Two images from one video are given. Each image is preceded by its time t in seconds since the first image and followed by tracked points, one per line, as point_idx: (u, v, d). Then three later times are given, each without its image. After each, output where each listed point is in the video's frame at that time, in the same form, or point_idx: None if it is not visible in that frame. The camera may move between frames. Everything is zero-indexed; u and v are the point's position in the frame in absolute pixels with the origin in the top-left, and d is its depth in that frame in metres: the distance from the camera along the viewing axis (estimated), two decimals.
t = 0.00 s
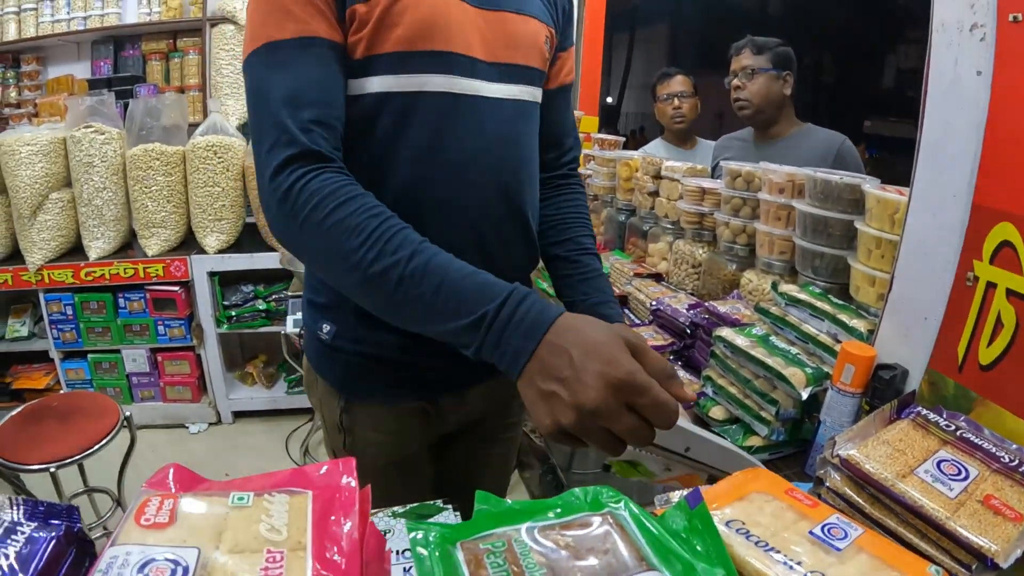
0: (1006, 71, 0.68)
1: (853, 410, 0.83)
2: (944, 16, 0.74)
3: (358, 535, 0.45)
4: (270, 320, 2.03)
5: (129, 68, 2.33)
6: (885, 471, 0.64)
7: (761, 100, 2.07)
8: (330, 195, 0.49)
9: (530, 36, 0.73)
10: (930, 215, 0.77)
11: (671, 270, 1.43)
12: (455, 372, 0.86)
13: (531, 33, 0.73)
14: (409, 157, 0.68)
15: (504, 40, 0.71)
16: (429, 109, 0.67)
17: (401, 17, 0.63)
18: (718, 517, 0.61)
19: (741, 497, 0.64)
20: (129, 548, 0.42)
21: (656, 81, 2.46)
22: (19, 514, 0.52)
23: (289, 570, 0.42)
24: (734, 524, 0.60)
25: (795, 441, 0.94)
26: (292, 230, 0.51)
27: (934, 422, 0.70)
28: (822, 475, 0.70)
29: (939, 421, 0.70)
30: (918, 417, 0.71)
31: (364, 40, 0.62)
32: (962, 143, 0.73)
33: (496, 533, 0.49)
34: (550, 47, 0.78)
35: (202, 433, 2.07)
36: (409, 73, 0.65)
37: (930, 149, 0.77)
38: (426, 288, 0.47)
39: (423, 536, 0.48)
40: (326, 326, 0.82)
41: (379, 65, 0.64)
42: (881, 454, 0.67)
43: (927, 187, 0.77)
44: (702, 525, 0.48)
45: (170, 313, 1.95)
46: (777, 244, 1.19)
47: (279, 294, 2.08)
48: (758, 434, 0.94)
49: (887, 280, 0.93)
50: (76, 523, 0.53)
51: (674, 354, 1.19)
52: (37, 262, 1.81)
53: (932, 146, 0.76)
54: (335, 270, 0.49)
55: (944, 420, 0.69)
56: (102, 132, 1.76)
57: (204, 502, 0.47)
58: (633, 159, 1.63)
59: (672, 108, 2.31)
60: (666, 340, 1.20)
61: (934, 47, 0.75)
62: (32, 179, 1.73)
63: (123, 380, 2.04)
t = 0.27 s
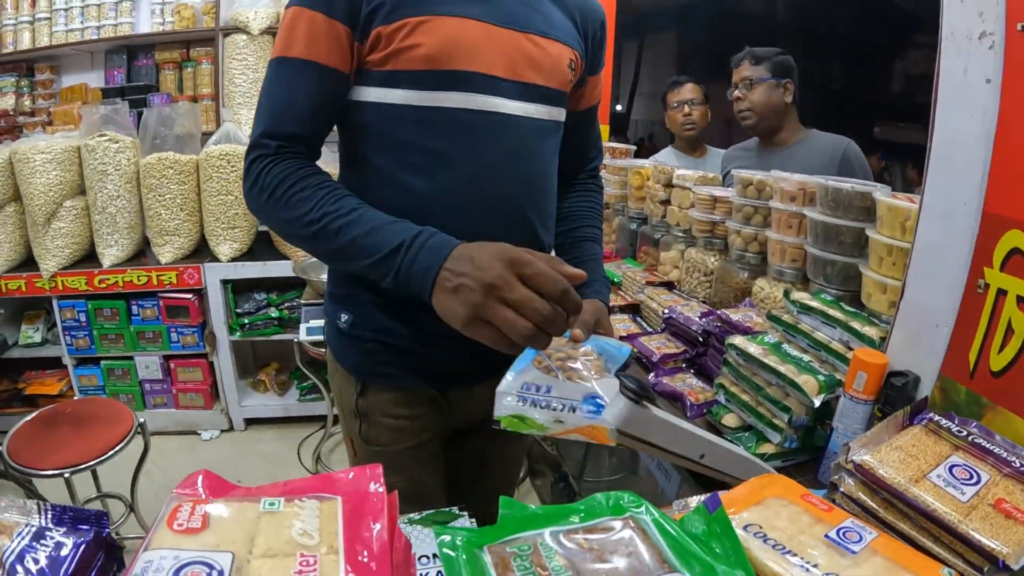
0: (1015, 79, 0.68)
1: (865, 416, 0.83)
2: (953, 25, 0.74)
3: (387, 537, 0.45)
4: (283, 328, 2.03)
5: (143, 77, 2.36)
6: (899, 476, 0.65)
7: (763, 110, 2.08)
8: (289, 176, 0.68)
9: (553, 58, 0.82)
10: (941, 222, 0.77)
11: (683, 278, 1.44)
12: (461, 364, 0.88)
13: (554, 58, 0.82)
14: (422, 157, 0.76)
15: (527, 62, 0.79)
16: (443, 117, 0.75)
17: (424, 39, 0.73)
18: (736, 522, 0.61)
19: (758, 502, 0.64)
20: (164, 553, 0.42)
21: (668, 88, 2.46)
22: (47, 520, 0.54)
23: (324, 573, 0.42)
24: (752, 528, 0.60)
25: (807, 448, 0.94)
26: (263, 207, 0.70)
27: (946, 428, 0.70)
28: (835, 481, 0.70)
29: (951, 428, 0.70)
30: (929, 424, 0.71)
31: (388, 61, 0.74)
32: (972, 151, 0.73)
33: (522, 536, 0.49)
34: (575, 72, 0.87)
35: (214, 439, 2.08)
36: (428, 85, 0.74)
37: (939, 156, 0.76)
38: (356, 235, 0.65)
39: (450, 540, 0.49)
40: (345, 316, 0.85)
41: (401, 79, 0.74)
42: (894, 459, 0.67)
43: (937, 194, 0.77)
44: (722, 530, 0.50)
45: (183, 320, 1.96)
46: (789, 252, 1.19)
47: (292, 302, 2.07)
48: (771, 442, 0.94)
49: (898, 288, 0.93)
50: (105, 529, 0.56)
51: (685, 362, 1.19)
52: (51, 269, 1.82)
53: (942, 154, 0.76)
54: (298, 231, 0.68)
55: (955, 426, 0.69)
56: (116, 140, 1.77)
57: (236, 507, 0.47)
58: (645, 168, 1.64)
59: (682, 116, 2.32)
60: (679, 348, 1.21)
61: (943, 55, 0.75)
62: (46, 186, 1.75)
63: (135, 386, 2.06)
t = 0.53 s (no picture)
0: None
1: (893, 426, 0.82)
2: (977, 36, 0.73)
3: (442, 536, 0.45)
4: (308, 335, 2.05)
5: (169, 87, 2.39)
6: (931, 482, 0.64)
7: (776, 123, 2.05)
8: (298, 181, 0.83)
9: (567, 75, 0.82)
10: (969, 232, 0.76)
11: (709, 288, 1.43)
12: (467, 358, 0.89)
13: (571, 73, 0.82)
14: (424, 164, 0.80)
15: (541, 76, 0.80)
16: (446, 127, 0.78)
17: (435, 51, 0.76)
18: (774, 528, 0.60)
19: (794, 508, 0.64)
20: (224, 556, 0.42)
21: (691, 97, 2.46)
22: (95, 524, 0.59)
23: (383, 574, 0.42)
24: (790, 532, 0.60)
25: (834, 457, 0.93)
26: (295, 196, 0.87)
27: (975, 434, 0.70)
28: (868, 488, 0.69)
29: (980, 434, 0.70)
30: (959, 431, 0.71)
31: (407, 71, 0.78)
32: (1000, 161, 0.72)
33: (571, 539, 0.52)
34: (593, 90, 0.86)
35: (238, 445, 2.10)
36: (436, 94, 0.77)
37: (967, 166, 0.76)
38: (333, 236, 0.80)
39: (501, 544, 0.51)
40: (354, 309, 0.88)
41: (411, 87, 0.78)
42: (926, 465, 0.67)
43: (965, 204, 0.76)
44: (762, 535, 0.53)
45: (208, 327, 1.98)
46: (815, 262, 1.18)
47: (316, 310, 2.08)
48: (798, 451, 0.93)
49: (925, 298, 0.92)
50: (154, 532, 0.59)
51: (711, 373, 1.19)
52: (77, 275, 1.85)
53: (969, 164, 0.75)
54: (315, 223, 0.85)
55: (984, 433, 0.69)
56: (143, 149, 1.80)
57: (290, 512, 0.47)
58: (670, 178, 1.64)
59: (705, 125, 2.31)
60: (705, 358, 1.21)
61: (968, 66, 0.75)
62: (74, 193, 1.78)
63: (160, 392, 2.08)
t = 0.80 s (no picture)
0: None
1: (929, 438, 0.80)
2: (1015, 45, 0.72)
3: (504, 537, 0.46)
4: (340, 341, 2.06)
5: (205, 93, 2.44)
6: (977, 492, 0.64)
7: (814, 130, 2.05)
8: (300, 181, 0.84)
9: (572, 71, 0.81)
10: (1009, 244, 0.75)
11: (744, 298, 1.43)
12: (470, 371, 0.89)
13: (576, 69, 0.82)
14: (433, 171, 0.80)
15: (545, 74, 0.80)
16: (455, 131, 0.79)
17: (436, 55, 0.77)
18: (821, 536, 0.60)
19: (842, 516, 0.63)
20: (289, 560, 0.43)
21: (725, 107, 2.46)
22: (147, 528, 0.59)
23: None
24: (840, 541, 0.59)
25: (870, 470, 0.92)
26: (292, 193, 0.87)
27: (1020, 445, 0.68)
28: (913, 497, 0.70)
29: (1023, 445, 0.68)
30: (1002, 443, 0.69)
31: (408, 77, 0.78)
32: None
33: (627, 545, 0.53)
34: (600, 85, 0.85)
35: (269, 448, 2.12)
36: (440, 100, 0.78)
37: (1005, 178, 0.74)
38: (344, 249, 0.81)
39: (558, 549, 0.53)
40: (361, 323, 0.89)
41: (415, 93, 0.79)
42: (969, 476, 0.66)
43: (1004, 215, 0.75)
44: (812, 544, 0.52)
45: (242, 330, 2.01)
46: (851, 273, 1.17)
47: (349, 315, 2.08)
48: (834, 464, 0.92)
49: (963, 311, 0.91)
50: (211, 536, 0.59)
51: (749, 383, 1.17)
52: (113, 277, 1.90)
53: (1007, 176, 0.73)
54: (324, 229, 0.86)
55: None
56: (179, 154, 1.84)
57: (352, 516, 0.48)
58: (704, 187, 1.63)
59: (741, 133, 2.30)
60: (740, 368, 1.20)
61: (1007, 76, 0.73)
62: (110, 197, 1.83)
63: (192, 393, 2.11)
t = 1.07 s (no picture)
0: None
1: (977, 456, 0.78)
2: None
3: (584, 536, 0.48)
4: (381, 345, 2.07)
5: (253, 99, 2.51)
6: None
7: (857, 143, 2.02)
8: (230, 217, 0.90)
9: (523, 71, 0.77)
10: None
11: (791, 311, 1.43)
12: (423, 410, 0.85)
13: (528, 70, 0.77)
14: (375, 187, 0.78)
15: (491, 75, 0.76)
16: (394, 142, 0.77)
17: (368, 67, 0.77)
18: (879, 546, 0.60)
19: (898, 529, 0.63)
20: (375, 562, 0.44)
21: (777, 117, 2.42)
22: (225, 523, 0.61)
23: None
24: (898, 551, 0.59)
25: (917, 486, 0.90)
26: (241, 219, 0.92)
27: None
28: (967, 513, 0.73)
29: None
30: None
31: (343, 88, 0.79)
32: None
33: (697, 551, 0.54)
34: (562, 85, 0.79)
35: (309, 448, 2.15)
36: (381, 113, 0.77)
37: None
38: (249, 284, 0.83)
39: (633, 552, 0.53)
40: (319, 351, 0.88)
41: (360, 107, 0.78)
42: None
43: None
44: (873, 553, 0.52)
45: (287, 331, 2.06)
46: (900, 287, 1.15)
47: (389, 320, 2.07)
48: (881, 479, 0.90)
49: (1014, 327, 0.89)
50: (289, 536, 0.60)
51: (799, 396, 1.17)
52: (162, 277, 1.97)
53: None
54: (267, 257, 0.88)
55: None
56: (229, 159, 1.89)
57: (435, 519, 0.49)
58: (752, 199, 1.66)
59: (791, 141, 2.28)
60: (788, 382, 1.19)
61: None
62: (161, 199, 1.90)
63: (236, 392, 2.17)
